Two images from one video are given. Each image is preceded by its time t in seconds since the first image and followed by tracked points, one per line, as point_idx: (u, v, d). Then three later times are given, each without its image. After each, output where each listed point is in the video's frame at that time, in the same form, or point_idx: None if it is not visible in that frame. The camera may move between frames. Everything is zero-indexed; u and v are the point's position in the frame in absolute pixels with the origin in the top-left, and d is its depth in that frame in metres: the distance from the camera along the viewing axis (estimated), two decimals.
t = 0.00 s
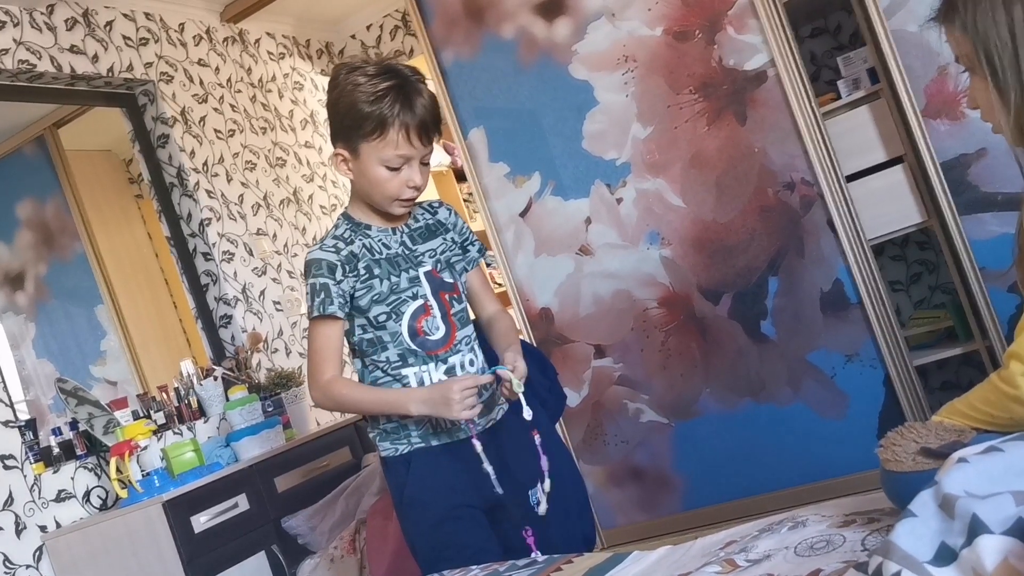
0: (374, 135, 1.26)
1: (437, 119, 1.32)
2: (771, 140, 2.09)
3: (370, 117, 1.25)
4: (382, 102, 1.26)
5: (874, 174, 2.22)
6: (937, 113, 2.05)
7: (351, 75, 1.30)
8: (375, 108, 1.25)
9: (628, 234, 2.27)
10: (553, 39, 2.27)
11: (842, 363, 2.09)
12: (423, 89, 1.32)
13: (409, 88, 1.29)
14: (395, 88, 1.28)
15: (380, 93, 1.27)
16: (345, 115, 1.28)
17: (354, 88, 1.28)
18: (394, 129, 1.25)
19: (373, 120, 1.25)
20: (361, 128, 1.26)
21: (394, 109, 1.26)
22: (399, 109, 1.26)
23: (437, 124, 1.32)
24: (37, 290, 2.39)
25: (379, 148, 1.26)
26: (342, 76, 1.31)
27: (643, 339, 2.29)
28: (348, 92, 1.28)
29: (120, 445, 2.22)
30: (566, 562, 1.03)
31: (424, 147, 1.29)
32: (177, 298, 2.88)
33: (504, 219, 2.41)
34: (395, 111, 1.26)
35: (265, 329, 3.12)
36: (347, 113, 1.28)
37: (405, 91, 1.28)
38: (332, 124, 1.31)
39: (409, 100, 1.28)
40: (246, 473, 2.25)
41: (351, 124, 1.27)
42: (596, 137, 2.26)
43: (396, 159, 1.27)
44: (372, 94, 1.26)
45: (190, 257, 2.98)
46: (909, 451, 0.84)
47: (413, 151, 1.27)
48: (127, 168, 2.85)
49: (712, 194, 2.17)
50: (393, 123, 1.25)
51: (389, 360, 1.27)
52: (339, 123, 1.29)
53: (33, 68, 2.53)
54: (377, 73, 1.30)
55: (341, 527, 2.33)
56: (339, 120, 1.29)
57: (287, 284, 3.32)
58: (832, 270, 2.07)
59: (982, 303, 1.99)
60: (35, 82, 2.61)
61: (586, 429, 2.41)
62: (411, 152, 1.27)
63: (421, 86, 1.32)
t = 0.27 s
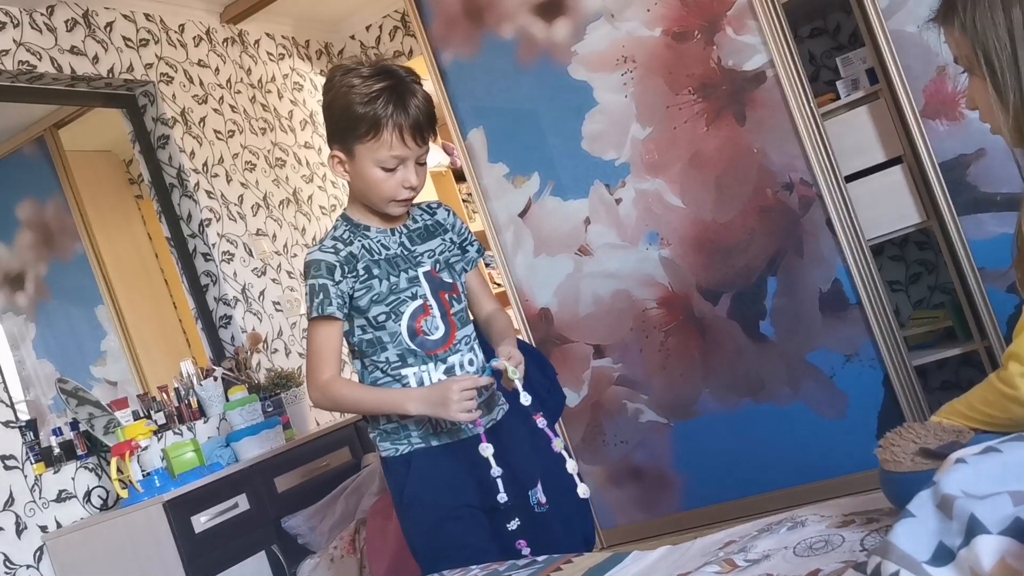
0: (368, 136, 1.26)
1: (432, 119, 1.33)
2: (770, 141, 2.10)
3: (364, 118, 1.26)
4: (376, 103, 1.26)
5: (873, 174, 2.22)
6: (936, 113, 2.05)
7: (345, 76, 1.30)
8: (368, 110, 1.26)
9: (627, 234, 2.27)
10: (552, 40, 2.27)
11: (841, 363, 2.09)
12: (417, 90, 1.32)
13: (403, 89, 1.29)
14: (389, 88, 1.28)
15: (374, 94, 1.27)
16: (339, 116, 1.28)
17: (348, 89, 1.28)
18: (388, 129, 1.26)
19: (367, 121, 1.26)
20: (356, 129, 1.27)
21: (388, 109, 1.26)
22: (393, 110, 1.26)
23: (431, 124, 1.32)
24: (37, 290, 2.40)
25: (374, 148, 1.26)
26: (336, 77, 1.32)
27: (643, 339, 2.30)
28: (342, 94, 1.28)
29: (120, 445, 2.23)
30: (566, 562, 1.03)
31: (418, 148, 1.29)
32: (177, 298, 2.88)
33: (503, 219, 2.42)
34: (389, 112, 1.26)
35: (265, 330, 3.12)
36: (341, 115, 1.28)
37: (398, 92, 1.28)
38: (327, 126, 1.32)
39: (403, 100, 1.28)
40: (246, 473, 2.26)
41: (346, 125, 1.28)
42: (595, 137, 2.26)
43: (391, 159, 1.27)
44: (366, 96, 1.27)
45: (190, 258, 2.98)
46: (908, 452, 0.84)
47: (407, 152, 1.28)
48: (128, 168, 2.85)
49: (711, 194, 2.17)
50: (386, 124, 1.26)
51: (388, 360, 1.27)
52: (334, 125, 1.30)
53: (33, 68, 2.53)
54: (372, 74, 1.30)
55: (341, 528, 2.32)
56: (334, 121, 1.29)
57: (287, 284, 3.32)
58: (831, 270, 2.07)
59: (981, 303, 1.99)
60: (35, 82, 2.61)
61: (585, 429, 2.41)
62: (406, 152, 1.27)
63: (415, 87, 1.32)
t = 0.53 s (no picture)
0: (366, 135, 1.26)
1: (431, 119, 1.33)
2: (770, 140, 2.10)
3: (362, 118, 1.26)
4: (374, 103, 1.26)
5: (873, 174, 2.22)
6: (936, 113, 2.05)
7: (344, 77, 1.30)
8: (367, 109, 1.26)
9: (628, 234, 2.27)
10: (552, 39, 2.27)
11: (841, 362, 2.09)
12: (416, 90, 1.32)
13: (401, 89, 1.29)
14: (387, 88, 1.28)
15: (372, 94, 1.27)
16: (338, 116, 1.28)
17: (347, 89, 1.28)
18: (386, 128, 1.26)
19: (366, 120, 1.26)
20: (354, 129, 1.27)
21: (386, 109, 1.26)
22: (391, 109, 1.26)
23: (430, 123, 1.32)
24: (37, 290, 2.39)
25: (372, 148, 1.26)
26: (335, 78, 1.32)
27: (643, 339, 2.30)
28: (341, 94, 1.29)
29: (120, 445, 2.22)
30: (567, 562, 1.03)
31: (417, 147, 1.29)
32: (177, 298, 2.88)
33: (503, 219, 2.42)
34: (387, 111, 1.26)
35: (265, 330, 3.12)
36: (340, 115, 1.28)
37: (397, 92, 1.28)
38: (326, 126, 1.32)
39: (401, 100, 1.28)
40: (246, 473, 2.26)
41: (344, 125, 1.28)
42: (595, 137, 2.27)
43: (389, 158, 1.27)
44: (364, 95, 1.27)
45: (190, 258, 2.99)
46: (909, 451, 0.84)
47: (405, 151, 1.27)
48: (128, 168, 2.85)
49: (711, 194, 2.17)
50: (384, 123, 1.25)
51: (389, 358, 1.27)
52: (333, 125, 1.30)
53: (33, 69, 2.53)
54: (370, 75, 1.30)
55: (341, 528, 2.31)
56: (333, 122, 1.30)
57: (287, 284, 3.32)
58: (831, 270, 2.07)
59: (981, 302, 1.99)
60: (35, 82, 2.61)
61: (585, 429, 2.42)
62: (404, 152, 1.27)
63: (414, 87, 1.32)
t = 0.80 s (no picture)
0: (365, 137, 1.26)
1: (429, 120, 1.33)
2: (770, 140, 2.10)
3: (360, 119, 1.26)
4: (373, 104, 1.26)
5: (873, 174, 2.22)
6: (935, 112, 2.06)
7: (343, 78, 1.30)
8: (365, 110, 1.26)
9: (628, 234, 2.27)
10: (552, 39, 2.27)
11: (841, 362, 2.09)
12: (414, 91, 1.32)
13: (399, 90, 1.29)
14: (386, 89, 1.28)
15: (371, 95, 1.27)
16: (337, 118, 1.28)
17: (346, 91, 1.28)
18: (384, 129, 1.26)
19: (364, 122, 1.26)
20: (353, 130, 1.27)
21: (384, 110, 1.26)
22: (389, 110, 1.26)
23: (428, 125, 1.32)
24: (37, 290, 2.40)
25: (370, 148, 1.26)
26: (335, 79, 1.32)
27: (643, 339, 2.30)
28: (340, 95, 1.29)
29: (120, 445, 2.22)
30: (566, 562, 1.03)
31: (414, 147, 1.29)
32: (177, 298, 2.88)
33: (503, 219, 2.42)
34: (385, 113, 1.26)
35: (265, 330, 3.12)
36: (339, 116, 1.28)
37: (396, 94, 1.28)
38: (326, 127, 1.32)
39: (399, 101, 1.28)
40: (246, 473, 2.26)
41: (343, 126, 1.28)
42: (595, 137, 2.27)
43: (388, 159, 1.27)
44: (363, 97, 1.27)
45: (190, 258, 2.99)
46: (908, 451, 0.84)
47: (404, 152, 1.27)
48: (128, 168, 2.85)
49: (711, 194, 2.17)
50: (383, 124, 1.26)
51: (390, 356, 1.27)
52: (333, 127, 1.30)
53: (33, 69, 2.54)
54: (370, 76, 1.30)
55: (342, 528, 2.29)
56: (332, 123, 1.30)
57: (287, 284, 3.32)
58: (831, 269, 2.07)
59: (981, 302, 1.99)
60: (35, 83, 2.61)
61: (585, 429, 2.42)
62: (402, 153, 1.27)
63: (413, 88, 1.32)
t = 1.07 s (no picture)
0: (362, 135, 1.26)
1: (426, 119, 1.32)
2: (770, 140, 2.10)
3: (357, 118, 1.26)
4: (369, 102, 1.26)
5: (872, 173, 2.22)
6: (936, 113, 2.06)
7: (341, 78, 1.30)
8: (362, 109, 1.26)
9: (628, 233, 2.27)
10: (552, 39, 2.27)
11: (841, 362, 2.09)
12: (411, 90, 1.32)
13: (396, 89, 1.29)
14: (383, 88, 1.28)
15: (367, 94, 1.27)
16: (334, 117, 1.28)
17: (343, 90, 1.28)
18: (381, 128, 1.26)
19: (361, 120, 1.26)
20: (350, 129, 1.27)
21: (381, 108, 1.26)
22: (386, 109, 1.26)
23: (425, 124, 1.32)
24: (37, 290, 2.39)
25: (368, 147, 1.26)
26: (332, 79, 1.32)
27: (643, 339, 2.30)
28: (337, 94, 1.29)
29: (120, 445, 2.22)
30: (566, 561, 1.03)
31: (412, 145, 1.29)
32: (177, 298, 2.88)
33: (503, 219, 2.42)
34: (382, 111, 1.26)
35: (265, 330, 3.12)
36: (336, 115, 1.28)
37: (392, 93, 1.28)
38: (323, 127, 1.32)
39: (396, 100, 1.28)
40: (246, 473, 2.26)
41: (340, 125, 1.28)
42: (595, 137, 2.27)
43: (385, 157, 1.27)
44: (360, 96, 1.27)
45: (189, 257, 2.99)
46: (908, 450, 0.84)
47: (401, 150, 1.27)
48: (127, 168, 2.85)
49: (711, 193, 2.17)
50: (380, 123, 1.26)
51: (389, 354, 1.27)
52: (330, 126, 1.30)
53: (32, 69, 2.54)
54: (366, 76, 1.30)
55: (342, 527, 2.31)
56: (329, 122, 1.30)
57: (286, 284, 3.32)
58: (831, 269, 2.07)
59: (980, 301, 1.97)
60: (35, 82, 2.61)
61: (585, 429, 2.42)
62: (399, 151, 1.27)
63: (410, 88, 1.32)
